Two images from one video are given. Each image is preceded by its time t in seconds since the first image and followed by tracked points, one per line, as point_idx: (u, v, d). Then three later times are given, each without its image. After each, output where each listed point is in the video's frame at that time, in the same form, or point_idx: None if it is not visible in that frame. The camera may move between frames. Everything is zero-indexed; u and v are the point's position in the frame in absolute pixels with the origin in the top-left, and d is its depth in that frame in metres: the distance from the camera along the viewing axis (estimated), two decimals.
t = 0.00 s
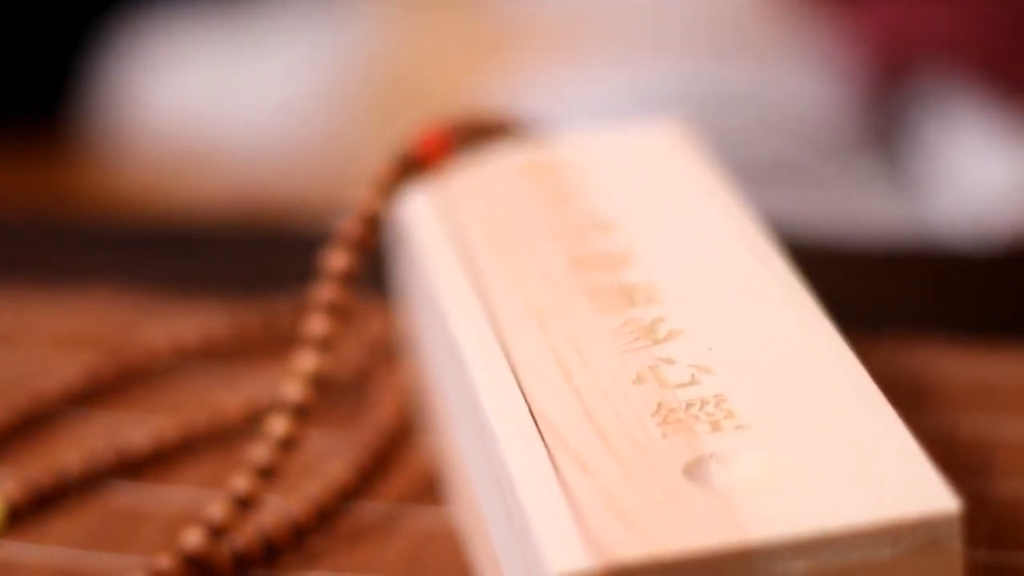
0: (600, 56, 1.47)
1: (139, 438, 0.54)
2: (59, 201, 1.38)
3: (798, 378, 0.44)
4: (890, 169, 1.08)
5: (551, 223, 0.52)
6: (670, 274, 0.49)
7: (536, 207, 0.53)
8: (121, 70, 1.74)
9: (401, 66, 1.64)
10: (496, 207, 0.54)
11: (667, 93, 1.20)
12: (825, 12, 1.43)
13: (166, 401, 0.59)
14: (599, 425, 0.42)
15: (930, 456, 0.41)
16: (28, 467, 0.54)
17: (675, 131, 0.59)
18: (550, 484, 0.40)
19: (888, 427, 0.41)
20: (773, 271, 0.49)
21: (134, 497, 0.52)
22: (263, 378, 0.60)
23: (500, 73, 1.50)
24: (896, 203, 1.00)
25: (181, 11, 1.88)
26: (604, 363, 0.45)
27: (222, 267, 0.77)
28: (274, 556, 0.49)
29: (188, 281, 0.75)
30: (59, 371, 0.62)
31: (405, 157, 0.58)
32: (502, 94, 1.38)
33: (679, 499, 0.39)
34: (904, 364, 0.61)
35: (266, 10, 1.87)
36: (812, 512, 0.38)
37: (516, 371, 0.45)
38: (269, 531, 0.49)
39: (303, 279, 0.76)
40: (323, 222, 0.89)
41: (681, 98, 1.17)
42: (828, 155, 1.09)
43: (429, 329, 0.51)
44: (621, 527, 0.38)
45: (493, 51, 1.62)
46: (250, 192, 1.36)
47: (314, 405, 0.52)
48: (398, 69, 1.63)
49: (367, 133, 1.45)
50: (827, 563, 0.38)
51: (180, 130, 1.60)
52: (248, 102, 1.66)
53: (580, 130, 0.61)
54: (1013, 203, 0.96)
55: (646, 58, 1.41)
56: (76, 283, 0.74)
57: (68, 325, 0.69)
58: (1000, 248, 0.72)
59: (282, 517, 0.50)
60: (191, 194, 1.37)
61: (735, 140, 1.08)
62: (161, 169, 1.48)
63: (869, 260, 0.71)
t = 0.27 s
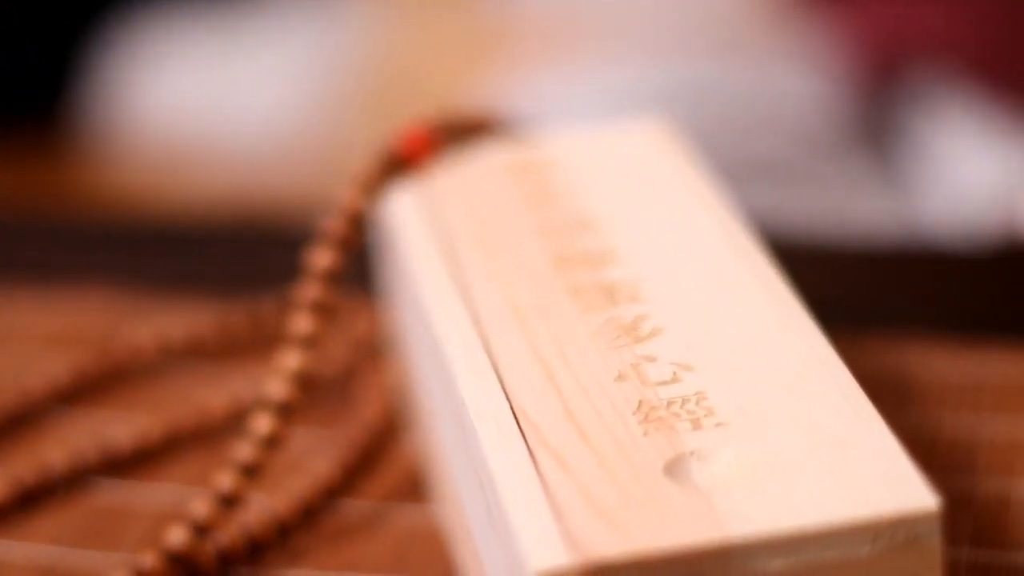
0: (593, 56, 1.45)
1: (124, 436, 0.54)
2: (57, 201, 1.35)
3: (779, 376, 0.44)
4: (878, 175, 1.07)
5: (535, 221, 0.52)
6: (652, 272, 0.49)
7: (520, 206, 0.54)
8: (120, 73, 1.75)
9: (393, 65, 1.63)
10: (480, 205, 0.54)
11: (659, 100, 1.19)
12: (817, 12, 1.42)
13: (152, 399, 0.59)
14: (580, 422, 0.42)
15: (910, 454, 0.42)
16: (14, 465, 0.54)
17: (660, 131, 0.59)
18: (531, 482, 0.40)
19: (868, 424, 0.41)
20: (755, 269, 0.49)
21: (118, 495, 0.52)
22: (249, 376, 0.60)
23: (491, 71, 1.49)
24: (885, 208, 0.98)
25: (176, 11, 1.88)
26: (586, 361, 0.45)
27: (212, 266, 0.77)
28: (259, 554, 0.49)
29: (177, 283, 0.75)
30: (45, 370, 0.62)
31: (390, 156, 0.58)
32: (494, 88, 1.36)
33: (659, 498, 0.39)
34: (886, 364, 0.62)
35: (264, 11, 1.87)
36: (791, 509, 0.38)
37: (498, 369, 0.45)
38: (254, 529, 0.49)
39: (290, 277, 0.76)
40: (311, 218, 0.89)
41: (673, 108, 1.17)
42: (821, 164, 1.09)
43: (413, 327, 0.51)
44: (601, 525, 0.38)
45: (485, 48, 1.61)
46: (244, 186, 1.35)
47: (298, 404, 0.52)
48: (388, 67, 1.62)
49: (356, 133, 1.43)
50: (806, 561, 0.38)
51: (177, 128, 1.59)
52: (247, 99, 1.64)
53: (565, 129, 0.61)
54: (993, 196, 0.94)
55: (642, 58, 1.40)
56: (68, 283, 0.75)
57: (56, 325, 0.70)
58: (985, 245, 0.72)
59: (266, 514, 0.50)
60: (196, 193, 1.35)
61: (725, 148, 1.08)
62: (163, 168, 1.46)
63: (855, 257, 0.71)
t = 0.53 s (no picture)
0: (587, 56, 1.45)
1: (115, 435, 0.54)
2: (56, 201, 1.36)
3: (766, 374, 0.44)
4: (874, 178, 1.07)
5: (524, 220, 0.52)
6: (640, 270, 0.49)
7: (510, 206, 0.54)
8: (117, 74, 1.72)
9: (386, 65, 1.63)
10: (469, 204, 0.54)
11: (653, 100, 1.18)
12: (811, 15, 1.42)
13: (144, 398, 0.59)
14: (567, 421, 0.42)
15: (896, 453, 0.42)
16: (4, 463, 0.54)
17: (650, 130, 0.59)
18: (517, 482, 0.40)
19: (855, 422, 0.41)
20: (744, 268, 0.49)
21: (109, 493, 0.52)
22: (240, 375, 0.60)
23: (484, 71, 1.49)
24: (876, 208, 0.98)
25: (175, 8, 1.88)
26: (573, 359, 0.45)
27: (207, 267, 0.77)
28: (247, 553, 0.49)
29: (171, 282, 0.75)
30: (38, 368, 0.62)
31: (381, 155, 0.58)
32: (486, 89, 1.36)
33: (645, 498, 0.39)
34: (877, 362, 0.62)
35: (260, 10, 1.86)
36: (775, 507, 0.38)
37: (485, 367, 0.45)
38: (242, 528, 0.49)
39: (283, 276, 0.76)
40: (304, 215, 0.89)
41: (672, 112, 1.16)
42: (812, 164, 1.08)
43: (403, 325, 0.52)
44: (587, 525, 0.38)
45: (480, 48, 1.61)
46: (241, 189, 1.35)
47: (287, 403, 0.52)
48: (384, 68, 1.62)
49: (348, 133, 1.43)
50: (791, 559, 0.38)
51: (175, 129, 1.57)
52: (244, 98, 1.63)
53: (555, 128, 0.61)
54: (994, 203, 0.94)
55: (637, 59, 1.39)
56: (61, 282, 0.75)
57: (49, 323, 0.70)
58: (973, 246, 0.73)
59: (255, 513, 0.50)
60: (188, 191, 1.36)
61: (717, 149, 1.07)
62: (163, 169, 1.45)
63: (845, 255, 0.71)
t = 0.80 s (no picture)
0: (580, 54, 1.45)
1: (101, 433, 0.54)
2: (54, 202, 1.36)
3: (749, 372, 0.44)
4: (867, 178, 1.07)
5: (510, 220, 0.53)
6: (624, 269, 0.49)
7: (496, 206, 0.54)
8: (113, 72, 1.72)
9: (380, 64, 1.63)
10: (455, 204, 0.54)
11: (643, 102, 1.19)
12: (805, 15, 1.42)
13: (131, 397, 0.59)
14: (550, 418, 0.42)
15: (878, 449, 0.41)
16: None
17: (636, 132, 0.60)
18: (500, 479, 0.40)
19: (837, 418, 0.41)
20: (728, 266, 0.49)
21: (95, 491, 0.52)
22: (227, 374, 0.60)
23: (479, 70, 1.49)
24: (867, 208, 0.99)
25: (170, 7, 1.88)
26: (557, 357, 0.45)
27: (192, 265, 0.77)
28: (233, 551, 0.49)
29: (157, 279, 0.75)
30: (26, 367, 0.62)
31: (366, 153, 0.58)
32: (479, 88, 1.36)
33: (628, 496, 0.38)
34: (864, 360, 0.62)
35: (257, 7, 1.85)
36: (758, 505, 0.37)
37: (469, 365, 0.45)
38: (228, 526, 0.49)
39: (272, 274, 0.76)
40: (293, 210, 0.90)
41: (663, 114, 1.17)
42: (803, 164, 1.08)
43: (388, 324, 0.52)
44: (569, 523, 0.37)
45: (475, 48, 1.61)
46: (236, 188, 1.35)
47: (273, 401, 0.53)
48: (378, 66, 1.62)
49: (342, 130, 1.43)
50: (774, 558, 0.37)
51: (171, 127, 1.57)
52: (239, 94, 1.62)
53: (542, 128, 0.61)
54: (988, 205, 0.94)
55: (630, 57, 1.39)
56: (46, 278, 0.75)
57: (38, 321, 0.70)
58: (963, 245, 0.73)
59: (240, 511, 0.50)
60: (182, 191, 1.37)
61: (708, 152, 1.07)
62: (158, 170, 1.46)
63: (836, 256, 0.72)
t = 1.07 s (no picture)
0: (573, 54, 1.45)
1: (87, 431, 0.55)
2: (52, 201, 1.36)
3: (730, 369, 0.44)
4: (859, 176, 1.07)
5: (494, 219, 0.53)
6: (607, 268, 0.49)
7: (480, 205, 0.54)
8: (108, 74, 1.72)
9: (374, 64, 1.63)
10: (439, 203, 0.55)
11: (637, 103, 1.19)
12: (797, 14, 1.42)
13: (117, 395, 0.60)
14: (530, 416, 0.42)
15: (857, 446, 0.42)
16: None
17: (621, 132, 0.60)
18: (480, 477, 0.40)
19: (817, 416, 0.41)
20: (711, 264, 0.49)
21: (80, 489, 0.53)
22: (214, 373, 0.61)
23: (472, 69, 1.49)
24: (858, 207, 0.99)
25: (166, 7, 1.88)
26: (539, 355, 0.45)
27: (180, 264, 0.78)
28: (218, 549, 0.50)
29: (143, 278, 0.76)
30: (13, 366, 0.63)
31: (351, 152, 0.59)
32: (472, 87, 1.36)
33: (609, 494, 0.38)
34: (850, 358, 0.62)
35: (252, 10, 1.86)
36: (737, 503, 0.37)
37: (451, 363, 0.45)
38: (213, 523, 0.49)
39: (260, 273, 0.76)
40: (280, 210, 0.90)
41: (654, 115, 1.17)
42: (795, 162, 1.08)
43: (373, 323, 0.52)
44: (549, 520, 0.37)
45: (471, 46, 1.61)
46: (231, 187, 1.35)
47: (257, 400, 0.53)
48: (373, 66, 1.62)
49: (338, 129, 1.43)
50: (753, 555, 0.37)
51: (165, 128, 1.57)
52: (233, 95, 1.62)
53: (528, 126, 0.61)
54: (982, 203, 0.94)
55: (622, 57, 1.39)
56: (32, 278, 0.76)
57: (27, 320, 0.70)
58: (951, 243, 0.73)
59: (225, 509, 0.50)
60: (178, 191, 1.37)
61: (698, 153, 1.07)
62: (154, 170, 1.46)
63: (824, 253, 0.72)
